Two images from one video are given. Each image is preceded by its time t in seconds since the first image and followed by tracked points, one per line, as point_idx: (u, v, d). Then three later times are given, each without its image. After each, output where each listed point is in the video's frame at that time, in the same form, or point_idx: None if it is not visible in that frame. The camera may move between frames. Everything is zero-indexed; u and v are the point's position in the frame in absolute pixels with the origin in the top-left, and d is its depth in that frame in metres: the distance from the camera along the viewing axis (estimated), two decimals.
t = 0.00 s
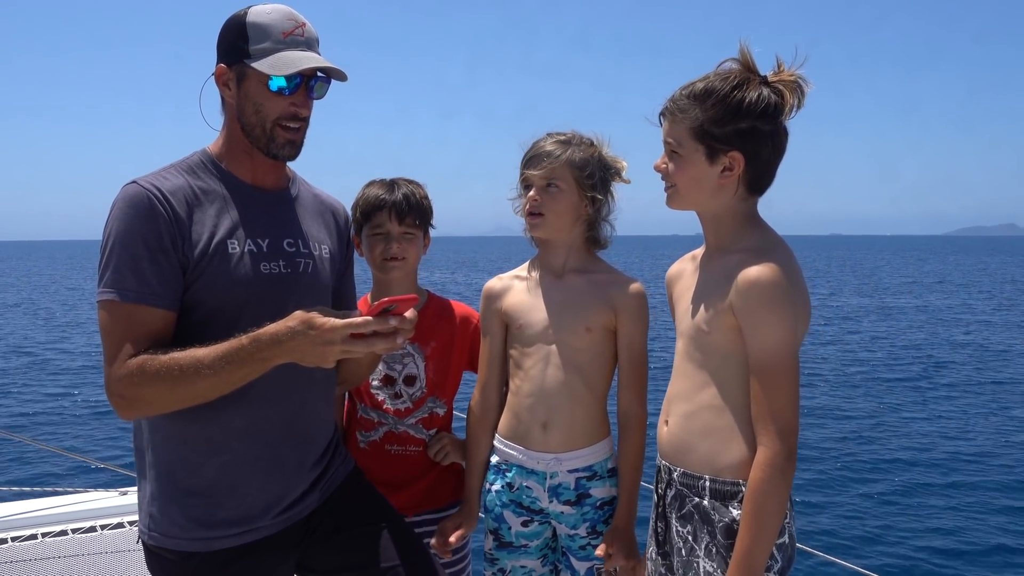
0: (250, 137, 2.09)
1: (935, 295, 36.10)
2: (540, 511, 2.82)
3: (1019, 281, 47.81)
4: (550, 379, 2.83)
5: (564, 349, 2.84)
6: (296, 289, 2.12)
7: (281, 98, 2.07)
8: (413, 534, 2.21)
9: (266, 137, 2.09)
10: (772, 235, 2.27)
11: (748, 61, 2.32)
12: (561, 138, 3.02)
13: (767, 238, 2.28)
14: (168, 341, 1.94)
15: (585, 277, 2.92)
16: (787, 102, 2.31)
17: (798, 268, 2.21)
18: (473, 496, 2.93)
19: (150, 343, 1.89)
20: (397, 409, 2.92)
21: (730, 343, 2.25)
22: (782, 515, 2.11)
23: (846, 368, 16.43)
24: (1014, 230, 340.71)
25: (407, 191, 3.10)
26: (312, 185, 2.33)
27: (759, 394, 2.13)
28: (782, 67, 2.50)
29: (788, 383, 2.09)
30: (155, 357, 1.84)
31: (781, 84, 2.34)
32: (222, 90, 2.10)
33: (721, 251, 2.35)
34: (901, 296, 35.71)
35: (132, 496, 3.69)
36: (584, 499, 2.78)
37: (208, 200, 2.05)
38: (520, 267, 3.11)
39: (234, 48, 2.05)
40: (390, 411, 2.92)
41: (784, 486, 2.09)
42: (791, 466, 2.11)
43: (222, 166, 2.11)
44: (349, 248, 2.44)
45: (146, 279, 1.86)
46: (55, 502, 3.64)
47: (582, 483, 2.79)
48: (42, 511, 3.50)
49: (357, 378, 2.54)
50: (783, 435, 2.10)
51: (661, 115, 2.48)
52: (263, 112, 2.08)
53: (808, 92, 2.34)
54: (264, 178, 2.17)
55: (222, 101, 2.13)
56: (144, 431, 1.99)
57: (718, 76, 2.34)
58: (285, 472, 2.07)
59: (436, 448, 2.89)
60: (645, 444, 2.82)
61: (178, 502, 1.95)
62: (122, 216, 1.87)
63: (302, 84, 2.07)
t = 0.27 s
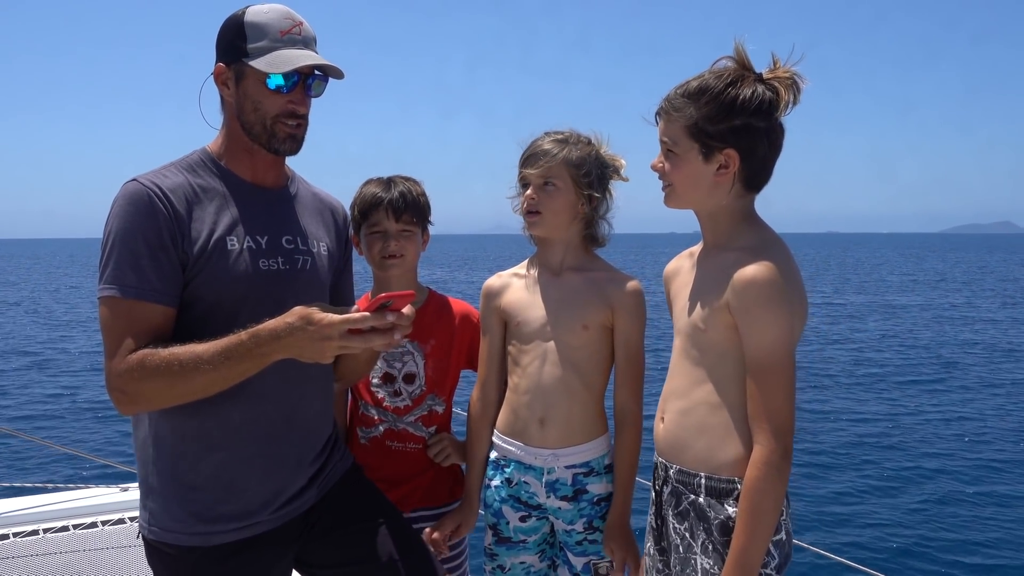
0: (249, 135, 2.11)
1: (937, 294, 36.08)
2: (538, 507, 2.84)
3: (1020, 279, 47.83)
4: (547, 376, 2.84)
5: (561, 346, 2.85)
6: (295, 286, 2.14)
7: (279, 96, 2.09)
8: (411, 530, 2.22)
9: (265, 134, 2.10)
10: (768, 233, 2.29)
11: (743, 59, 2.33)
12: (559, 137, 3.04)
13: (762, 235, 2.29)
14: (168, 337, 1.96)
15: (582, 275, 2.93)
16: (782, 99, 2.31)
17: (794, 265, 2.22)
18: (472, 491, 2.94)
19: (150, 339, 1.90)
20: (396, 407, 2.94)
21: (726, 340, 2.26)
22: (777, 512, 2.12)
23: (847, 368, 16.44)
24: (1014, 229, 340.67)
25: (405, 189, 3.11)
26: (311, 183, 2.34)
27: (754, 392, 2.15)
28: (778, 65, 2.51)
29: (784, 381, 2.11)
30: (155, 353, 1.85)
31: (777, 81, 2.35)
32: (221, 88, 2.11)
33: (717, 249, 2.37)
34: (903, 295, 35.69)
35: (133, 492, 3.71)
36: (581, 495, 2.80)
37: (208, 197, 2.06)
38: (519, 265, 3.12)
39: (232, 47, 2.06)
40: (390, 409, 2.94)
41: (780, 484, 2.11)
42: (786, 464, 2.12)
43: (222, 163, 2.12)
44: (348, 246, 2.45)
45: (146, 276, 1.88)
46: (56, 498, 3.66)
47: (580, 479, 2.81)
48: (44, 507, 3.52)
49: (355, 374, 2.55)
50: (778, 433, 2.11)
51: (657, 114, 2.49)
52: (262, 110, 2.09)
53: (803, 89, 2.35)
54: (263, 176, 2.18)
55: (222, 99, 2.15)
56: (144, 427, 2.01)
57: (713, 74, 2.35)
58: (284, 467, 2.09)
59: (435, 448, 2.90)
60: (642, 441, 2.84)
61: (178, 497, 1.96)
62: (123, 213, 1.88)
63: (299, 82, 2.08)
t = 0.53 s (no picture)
0: (250, 137, 2.12)
1: (937, 295, 36.09)
2: (540, 504, 2.85)
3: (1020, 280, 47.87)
4: (547, 376, 2.86)
5: (561, 346, 2.87)
6: (296, 286, 2.16)
7: (280, 97, 2.10)
8: (409, 527, 2.24)
9: (266, 135, 2.12)
10: (764, 234, 2.30)
11: (734, 60, 2.36)
12: (558, 137, 3.05)
13: (759, 236, 2.31)
14: (169, 335, 1.98)
15: (582, 274, 2.95)
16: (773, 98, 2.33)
17: (790, 266, 2.24)
18: (478, 495, 2.97)
19: (152, 338, 1.92)
20: (394, 405, 2.96)
21: (722, 341, 2.28)
22: (772, 511, 2.14)
23: (846, 368, 16.46)
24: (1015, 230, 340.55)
25: (405, 189, 3.13)
26: (311, 184, 2.36)
27: (750, 392, 2.16)
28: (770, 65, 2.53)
29: (779, 381, 2.13)
30: (157, 351, 1.87)
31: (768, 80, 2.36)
32: (223, 90, 2.13)
33: (714, 250, 2.38)
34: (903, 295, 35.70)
35: (133, 490, 3.74)
36: (583, 492, 2.81)
37: (210, 197, 2.07)
38: (518, 265, 3.14)
39: (233, 49, 2.08)
40: (389, 407, 2.96)
41: (774, 484, 2.12)
42: (781, 464, 2.14)
43: (223, 164, 2.14)
44: (348, 246, 2.47)
45: (148, 275, 1.90)
46: (56, 496, 3.68)
47: (581, 476, 2.82)
48: (44, 505, 3.54)
49: (355, 373, 2.57)
50: (773, 433, 2.13)
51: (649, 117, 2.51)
52: (263, 112, 2.11)
53: (794, 88, 2.37)
54: (264, 177, 2.20)
55: (223, 101, 2.17)
56: (146, 424, 2.03)
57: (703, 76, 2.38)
58: (283, 465, 2.10)
59: (432, 446, 2.92)
60: (642, 440, 2.85)
61: (178, 493, 1.98)
62: (126, 213, 1.90)
63: (301, 84, 2.10)
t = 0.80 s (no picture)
0: (254, 139, 2.15)
1: (938, 296, 36.07)
2: (551, 504, 2.88)
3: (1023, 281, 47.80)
4: (557, 378, 2.88)
5: (567, 348, 2.89)
6: (297, 287, 2.18)
7: (283, 100, 2.13)
8: (409, 526, 2.26)
9: (269, 138, 2.14)
10: (763, 236, 2.32)
11: (722, 62, 2.38)
12: (560, 140, 3.07)
13: (758, 239, 2.32)
14: (173, 335, 2.00)
15: (587, 276, 2.96)
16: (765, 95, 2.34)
17: (789, 267, 2.25)
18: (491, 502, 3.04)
19: (157, 337, 1.95)
20: (395, 405, 2.97)
21: (721, 343, 2.29)
22: (771, 512, 2.15)
23: (846, 369, 16.45)
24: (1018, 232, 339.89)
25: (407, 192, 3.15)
26: (313, 186, 2.38)
27: (749, 394, 2.18)
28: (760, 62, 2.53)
29: (778, 383, 2.14)
30: (162, 351, 1.89)
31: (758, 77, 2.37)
32: (226, 94, 2.16)
33: (714, 252, 2.40)
34: (905, 296, 35.67)
35: (134, 489, 3.76)
36: (594, 492, 2.84)
37: (214, 199, 2.10)
38: (523, 268, 3.17)
39: (236, 53, 2.11)
40: (390, 407, 2.97)
41: (773, 485, 2.14)
42: (779, 466, 2.15)
43: (227, 166, 2.16)
44: (349, 247, 2.49)
45: (153, 275, 1.92)
46: (57, 494, 3.70)
47: (593, 476, 2.85)
48: (45, 503, 3.56)
49: (357, 373, 2.59)
50: (772, 435, 2.14)
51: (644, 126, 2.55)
52: (266, 114, 2.13)
53: (783, 83, 2.37)
54: (267, 178, 2.22)
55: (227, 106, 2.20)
56: (150, 422, 2.05)
57: (692, 79, 2.41)
58: (285, 463, 2.12)
59: (433, 446, 2.93)
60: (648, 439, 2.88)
61: (181, 491, 2.00)
62: (130, 214, 1.92)
63: (304, 86, 2.12)
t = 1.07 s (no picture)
0: (261, 150, 2.17)
1: (946, 300, 35.91)
2: (565, 510, 2.90)
3: None
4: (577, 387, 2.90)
5: (585, 359, 2.91)
6: (303, 295, 2.19)
7: (290, 113, 2.15)
8: (413, 532, 2.27)
9: (276, 149, 2.16)
10: (763, 245, 2.33)
11: (719, 73, 2.39)
12: (574, 150, 3.08)
13: (758, 248, 2.33)
14: (180, 343, 2.02)
15: (604, 287, 2.97)
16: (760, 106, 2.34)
17: (789, 277, 2.26)
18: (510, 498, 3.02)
19: (165, 346, 1.97)
20: (401, 413, 2.99)
21: (722, 352, 2.30)
22: (771, 521, 2.16)
23: (853, 374, 16.39)
24: None
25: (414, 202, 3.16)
26: (319, 196, 2.40)
27: (749, 403, 2.19)
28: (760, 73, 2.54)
29: (778, 392, 2.15)
30: (170, 359, 1.91)
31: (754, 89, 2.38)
32: (233, 106, 2.19)
33: (714, 262, 2.41)
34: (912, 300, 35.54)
35: (141, 495, 3.78)
36: (609, 498, 2.87)
37: (221, 209, 2.12)
38: (541, 276, 3.19)
39: (243, 66, 2.14)
40: (396, 415, 2.99)
41: (773, 493, 2.15)
42: (780, 475, 2.16)
43: (234, 177, 2.19)
44: (355, 257, 2.51)
45: (160, 285, 1.94)
46: (65, 501, 3.72)
47: (608, 482, 2.87)
48: (53, 509, 3.59)
49: (361, 380, 2.61)
50: (771, 444, 2.15)
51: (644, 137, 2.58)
52: (273, 126, 2.16)
53: (781, 93, 2.38)
54: (274, 189, 2.24)
55: (235, 117, 2.22)
56: (158, 430, 2.07)
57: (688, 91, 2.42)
58: (292, 470, 2.14)
59: (439, 453, 2.95)
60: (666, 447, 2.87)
61: (189, 498, 2.02)
62: (139, 224, 1.94)
63: (309, 98, 2.14)
